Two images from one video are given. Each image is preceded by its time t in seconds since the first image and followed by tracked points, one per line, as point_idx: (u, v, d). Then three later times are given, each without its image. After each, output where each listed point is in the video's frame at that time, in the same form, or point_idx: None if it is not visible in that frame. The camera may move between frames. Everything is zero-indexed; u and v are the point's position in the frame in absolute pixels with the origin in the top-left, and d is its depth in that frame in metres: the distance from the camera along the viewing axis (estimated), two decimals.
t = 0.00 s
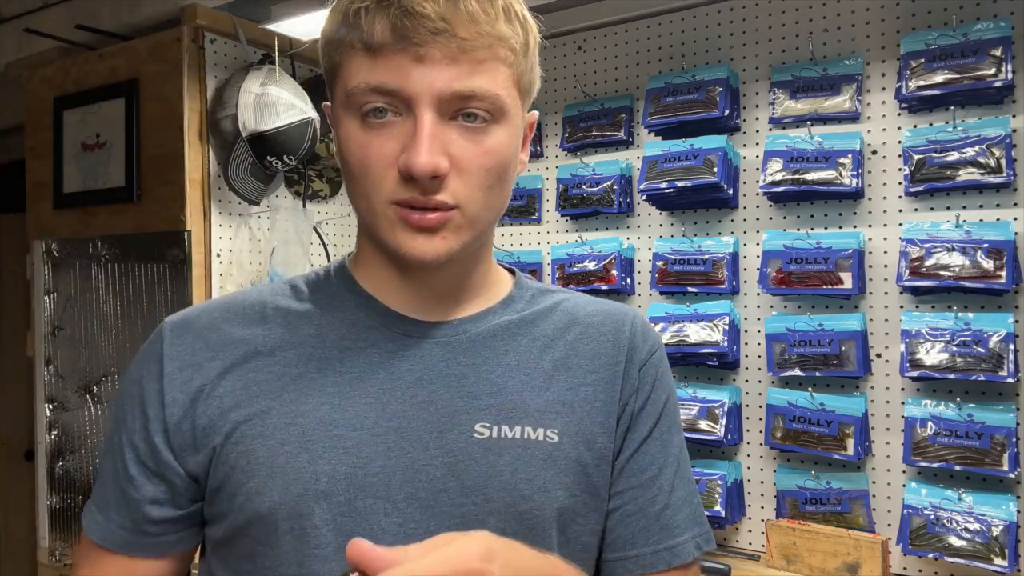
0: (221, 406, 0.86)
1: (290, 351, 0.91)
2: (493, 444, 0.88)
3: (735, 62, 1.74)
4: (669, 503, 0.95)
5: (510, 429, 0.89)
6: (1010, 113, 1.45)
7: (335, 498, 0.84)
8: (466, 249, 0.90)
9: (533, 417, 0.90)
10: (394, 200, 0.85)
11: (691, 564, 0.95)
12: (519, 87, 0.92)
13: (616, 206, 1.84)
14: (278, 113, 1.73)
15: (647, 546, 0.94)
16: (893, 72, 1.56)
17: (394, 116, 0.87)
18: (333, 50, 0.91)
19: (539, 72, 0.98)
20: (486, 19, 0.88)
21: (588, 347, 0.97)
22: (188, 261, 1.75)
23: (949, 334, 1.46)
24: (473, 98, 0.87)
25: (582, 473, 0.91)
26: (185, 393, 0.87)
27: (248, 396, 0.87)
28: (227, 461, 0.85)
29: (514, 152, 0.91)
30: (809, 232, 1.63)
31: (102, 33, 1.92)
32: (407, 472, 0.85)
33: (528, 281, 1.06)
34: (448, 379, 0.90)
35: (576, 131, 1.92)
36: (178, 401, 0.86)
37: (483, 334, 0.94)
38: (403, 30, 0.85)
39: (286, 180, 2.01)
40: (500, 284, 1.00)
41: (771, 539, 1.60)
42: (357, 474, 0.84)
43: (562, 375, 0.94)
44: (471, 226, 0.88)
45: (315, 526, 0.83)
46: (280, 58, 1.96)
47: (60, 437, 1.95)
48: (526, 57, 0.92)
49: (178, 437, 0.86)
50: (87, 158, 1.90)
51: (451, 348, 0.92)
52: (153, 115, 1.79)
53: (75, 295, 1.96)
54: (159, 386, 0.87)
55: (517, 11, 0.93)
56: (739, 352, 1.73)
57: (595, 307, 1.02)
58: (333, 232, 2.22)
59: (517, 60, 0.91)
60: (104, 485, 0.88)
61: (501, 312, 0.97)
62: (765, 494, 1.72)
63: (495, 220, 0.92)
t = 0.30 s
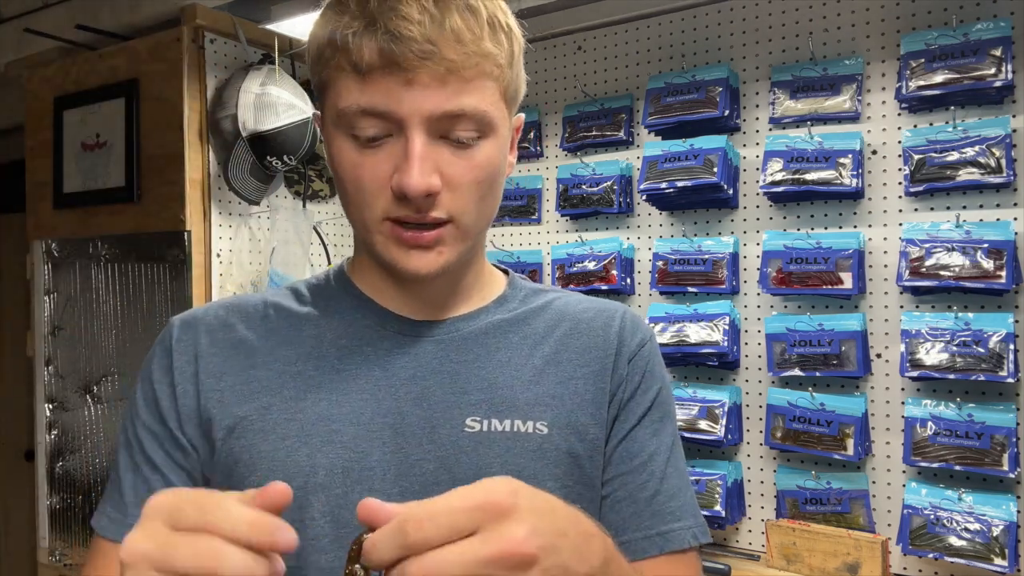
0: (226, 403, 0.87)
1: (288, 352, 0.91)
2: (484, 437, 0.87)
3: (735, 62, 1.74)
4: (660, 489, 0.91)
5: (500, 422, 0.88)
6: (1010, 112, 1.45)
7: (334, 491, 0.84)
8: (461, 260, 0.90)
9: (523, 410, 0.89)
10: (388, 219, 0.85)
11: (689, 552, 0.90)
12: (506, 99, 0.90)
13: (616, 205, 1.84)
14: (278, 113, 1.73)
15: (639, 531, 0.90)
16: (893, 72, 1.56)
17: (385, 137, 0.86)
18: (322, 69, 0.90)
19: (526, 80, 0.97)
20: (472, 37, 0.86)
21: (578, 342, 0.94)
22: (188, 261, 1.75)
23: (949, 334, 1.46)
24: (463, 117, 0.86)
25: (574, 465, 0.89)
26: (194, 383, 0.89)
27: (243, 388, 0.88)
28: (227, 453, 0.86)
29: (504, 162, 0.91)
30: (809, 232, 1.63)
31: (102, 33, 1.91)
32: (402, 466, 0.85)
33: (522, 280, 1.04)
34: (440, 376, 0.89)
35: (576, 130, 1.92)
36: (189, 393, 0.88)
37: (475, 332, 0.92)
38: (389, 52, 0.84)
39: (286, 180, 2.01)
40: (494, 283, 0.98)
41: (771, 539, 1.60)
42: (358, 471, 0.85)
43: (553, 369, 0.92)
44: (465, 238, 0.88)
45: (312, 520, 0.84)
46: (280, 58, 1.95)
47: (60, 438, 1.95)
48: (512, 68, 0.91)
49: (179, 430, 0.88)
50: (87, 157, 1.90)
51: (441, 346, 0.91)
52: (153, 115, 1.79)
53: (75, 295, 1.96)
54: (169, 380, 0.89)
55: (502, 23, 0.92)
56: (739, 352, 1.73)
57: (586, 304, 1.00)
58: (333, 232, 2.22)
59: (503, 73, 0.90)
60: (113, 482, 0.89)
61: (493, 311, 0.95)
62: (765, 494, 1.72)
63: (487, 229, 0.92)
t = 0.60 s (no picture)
0: (230, 403, 0.87)
1: (288, 353, 0.91)
2: (481, 434, 0.88)
3: (735, 62, 1.74)
4: (651, 483, 0.90)
5: (498, 419, 0.88)
6: (1010, 112, 1.45)
7: (339, 489, 0.84)
8: (453, 253, 0.90)
9: (519, 406, 0.89)
10: (381, 213, 0.86)
11: (676, 543, 0.89)
12: (491, 94, 0.91)
13: (616, 205, 1.84)
14: (278, 113, 1.73)
15: (631, 523, 0.89)
16: (893, 72, 1.56)
17: (376, 132, 0.87)
18: (311, 70, 0.90)
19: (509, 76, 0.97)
20: (456, 33, 0.87)
21: (570, 339, 0.94)
22: (188, 261, 1.75)
23: (949, 334, 1.46)
24: (450, 110, 0.86)
25: (569, 460, 0.90)
26: (205, 384, 0.88)
27: (246, 389, 0.88)
28: (232, 456, 0.85)
29: (492, 156, 0.91)
30: (809, 232, 1.63)
31: (102, 33, 1.92)
32: (403, 463, 0.86)
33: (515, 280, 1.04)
34: (441, 373, 0.90)
35: (576, 130, 1.92)
36: (200, 394, 0.87)
37: (471, 331, 0.92)
38: (377, 49, 0.84)
39: (286, 180, 1.99)
40: (486, 280, 0.98)
41: (771, 539, 1.60)
42: (360, 467, 0.85)
43: (547, 366, 0.92)
44: (457, 230, 0.88)
45: (324, 517, 0.83)
46: (280, 58, 1.96)
47: (60, 438, 1.93)
48: (496, 64, 0.92)
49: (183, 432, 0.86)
50: (87, 157, 1.90)
51: (439, 344, 0.91)
52: (153, 115, 1.79)
53: (75, 295, 1.96)
54: (180, 382, 0.88)
55: (485, 21, 0.92)
56: (739, 352, 1.73)
57: (577, 301, 1.00)
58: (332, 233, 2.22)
59: (487, 68, 0.90)
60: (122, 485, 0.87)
61: (487, 309, 0.95)
62: (765, 494, 1.72)
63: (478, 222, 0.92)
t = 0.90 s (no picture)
0: (218, 402, 0.86)
1: (277, 350, 0.90)
2: (472, 428, 0.88)
3: (735, 62, 1.74)
4: (637, 478, 0.94)
5: (488, 413, 0.89)
6: (1010, 113, 1.45)
7: (331, 483, 0.84)
8: (446, 245, 0.90)
9: (509, 401, 0.90)
10: (379, 202, 0.85)
11: (659, 534, 0.94)
12: (483, 93, 0.94)
13: (616, 205, 1.84)
14: (277, 113, 1.73)
15: (620, 517, 0.92)
16: (893, 72, 1.56)
17: (375, 124, 0.87)
18: (309, 63, 0.90)
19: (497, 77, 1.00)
20: (454, 31, 0.89)
21: (557, 336, 0.95)
22: (188, 261, 1.75)
23: (949, 334, 1.46)
24: (449, 103, 0.88)
25: (556, 451, 0.91)
26: (191, 386, 0.87)
27: (235, 388, 0.87)
28: (225, 453, 0.84)
29: (483, 152, 0.93)
30: (809, 232, 1.63)
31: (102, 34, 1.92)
32: (395, 457, 0.86)
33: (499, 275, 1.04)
34: (429, 370, 0.90)
35: (576, 130, 1.92)
36: (185, 395, 0.86)
37: (460, 327, 0.93)
38: (379, 42, 0.85)
39: (285, 179, 1.92)
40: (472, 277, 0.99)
41: (771, 539, 1.60)
42: (349, 460, 0.85)
43: (535, 362, 0.93)
44: (451, 223, 0.89)
45: (313, 511, 0.83)
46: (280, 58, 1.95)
47: (60, 438, 1.95)
48: (487, 65, 0.95)
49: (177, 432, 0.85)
50: (87, 157, 1.90)
51: (428, 339, 0.91)
52: (153, 115, 1.79)
53: (75, 295, 1.96)
54: (163, 384, 0.87)
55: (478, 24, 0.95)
56: (739, 352, 1.73)
57: (562, 297, 1.01)
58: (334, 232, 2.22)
59: (480, 68, 0.93)
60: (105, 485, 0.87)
61: (475, 305, 0.96)
62: (765, 494, 1.72)
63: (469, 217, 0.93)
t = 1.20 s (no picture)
0: (200, 393, 0.86)
1: (254, 339, 0.90)
2: (446, 409, 0.88)
3: (735, 62, 1.74)
4: (608, 454, 0.93)
5: (461, 395, 0.89)
6: (1010, 113, 1.45)
7: (308, 465, 0.84)
8: (419, 228, 0.90)
9: (480, 382, 0.90)
10: (354, 183, 0.85)
11: (628, 508, 0.94)
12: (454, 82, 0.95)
13: (616, 205, 1.84)
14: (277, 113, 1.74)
15: (592, 493, 0.91)
16: (893, 73, 1.56)
17: (349, 108, 0.88)
18: (284, 52, 0.91)
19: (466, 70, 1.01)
20: (426, 21, 0.91)
21: (529, 319, 0.94)
22: (188, 261, 1.75)
23: (949, 334, 1.46)
24: (422, 89, 0.89)
25: (528, 430, 0.90)
26: (169, 383, 0.87)
27: (216, 379, 0.87)
28: (207, 441, 0.85)
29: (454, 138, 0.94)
30: (809, 232, 1.63)
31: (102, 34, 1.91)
32: (370, 437, 0.86)
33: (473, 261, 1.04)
34: (401, 355, 0.90)
35: (576, 130, 1.92)
36: (163, 392, 0.86)
37: (433, 312, 0.92)
38: (354, 29, 0.86)
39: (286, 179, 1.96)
40: (445, 262, 0.98)
41: (771, 539, 1.60)
42: (326, 444, 0.85)
43: (505, 344, 0.92)
44: (425, 205, 0.89)
45: (293, 493, 0.83)
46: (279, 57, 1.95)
47: (60, 437, 1.95)
48: (456, 56, 0.96)
49: (165, 422, 0.86)
50: (87, 157, 1.90)
51: (402, 323, 0.91)
52: (153, 115, 1.79)
53: (75, 295, 1.96)
54: (142, 380, 0.87)
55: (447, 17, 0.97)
56: (739, 352, 1.73)
57: (534, 281, 0.99)
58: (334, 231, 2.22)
59: (450, 58, 0.94)
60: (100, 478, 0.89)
61: (447, 289, 0.95)
62: (765, 494, 1.72)
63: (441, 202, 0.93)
